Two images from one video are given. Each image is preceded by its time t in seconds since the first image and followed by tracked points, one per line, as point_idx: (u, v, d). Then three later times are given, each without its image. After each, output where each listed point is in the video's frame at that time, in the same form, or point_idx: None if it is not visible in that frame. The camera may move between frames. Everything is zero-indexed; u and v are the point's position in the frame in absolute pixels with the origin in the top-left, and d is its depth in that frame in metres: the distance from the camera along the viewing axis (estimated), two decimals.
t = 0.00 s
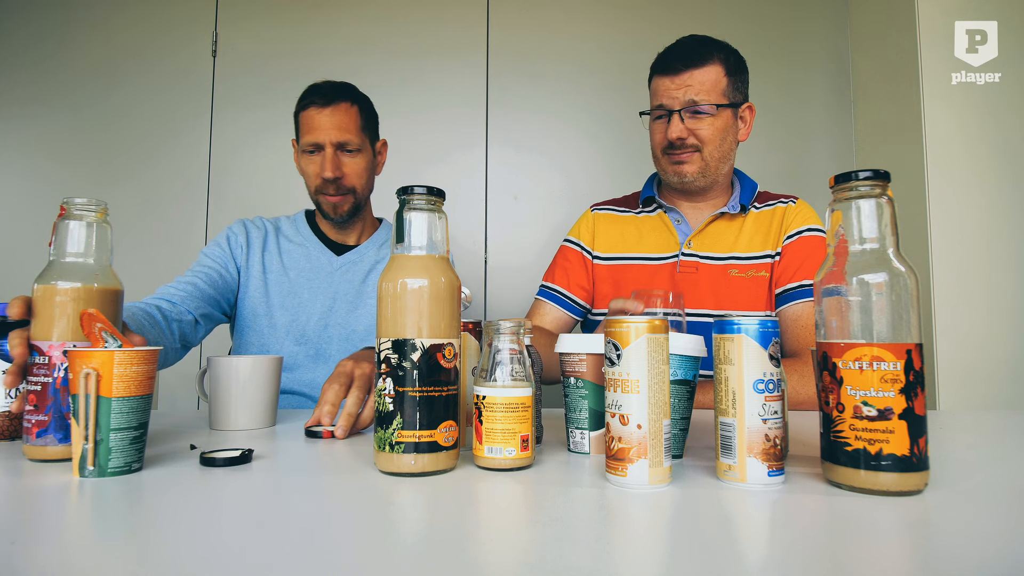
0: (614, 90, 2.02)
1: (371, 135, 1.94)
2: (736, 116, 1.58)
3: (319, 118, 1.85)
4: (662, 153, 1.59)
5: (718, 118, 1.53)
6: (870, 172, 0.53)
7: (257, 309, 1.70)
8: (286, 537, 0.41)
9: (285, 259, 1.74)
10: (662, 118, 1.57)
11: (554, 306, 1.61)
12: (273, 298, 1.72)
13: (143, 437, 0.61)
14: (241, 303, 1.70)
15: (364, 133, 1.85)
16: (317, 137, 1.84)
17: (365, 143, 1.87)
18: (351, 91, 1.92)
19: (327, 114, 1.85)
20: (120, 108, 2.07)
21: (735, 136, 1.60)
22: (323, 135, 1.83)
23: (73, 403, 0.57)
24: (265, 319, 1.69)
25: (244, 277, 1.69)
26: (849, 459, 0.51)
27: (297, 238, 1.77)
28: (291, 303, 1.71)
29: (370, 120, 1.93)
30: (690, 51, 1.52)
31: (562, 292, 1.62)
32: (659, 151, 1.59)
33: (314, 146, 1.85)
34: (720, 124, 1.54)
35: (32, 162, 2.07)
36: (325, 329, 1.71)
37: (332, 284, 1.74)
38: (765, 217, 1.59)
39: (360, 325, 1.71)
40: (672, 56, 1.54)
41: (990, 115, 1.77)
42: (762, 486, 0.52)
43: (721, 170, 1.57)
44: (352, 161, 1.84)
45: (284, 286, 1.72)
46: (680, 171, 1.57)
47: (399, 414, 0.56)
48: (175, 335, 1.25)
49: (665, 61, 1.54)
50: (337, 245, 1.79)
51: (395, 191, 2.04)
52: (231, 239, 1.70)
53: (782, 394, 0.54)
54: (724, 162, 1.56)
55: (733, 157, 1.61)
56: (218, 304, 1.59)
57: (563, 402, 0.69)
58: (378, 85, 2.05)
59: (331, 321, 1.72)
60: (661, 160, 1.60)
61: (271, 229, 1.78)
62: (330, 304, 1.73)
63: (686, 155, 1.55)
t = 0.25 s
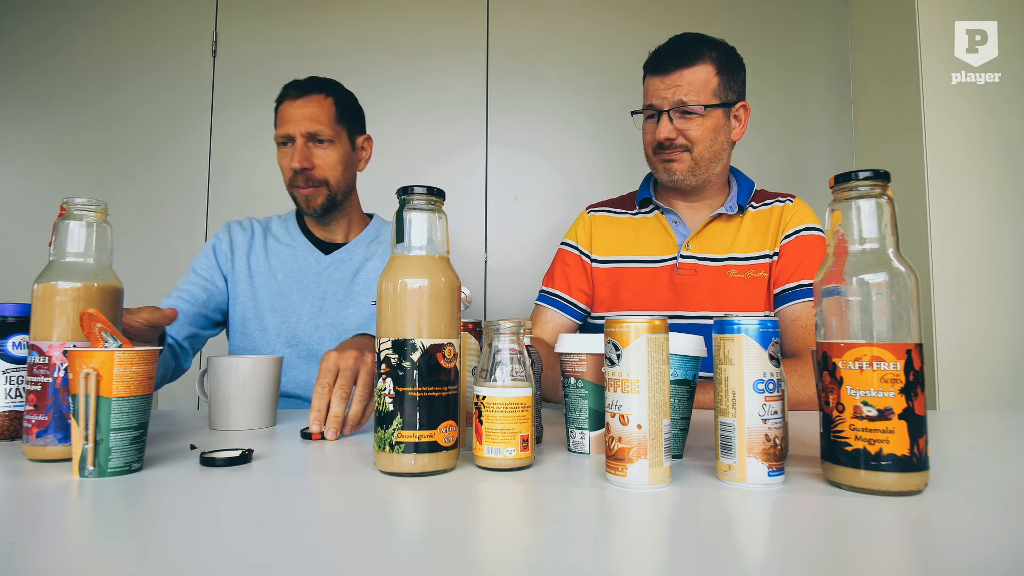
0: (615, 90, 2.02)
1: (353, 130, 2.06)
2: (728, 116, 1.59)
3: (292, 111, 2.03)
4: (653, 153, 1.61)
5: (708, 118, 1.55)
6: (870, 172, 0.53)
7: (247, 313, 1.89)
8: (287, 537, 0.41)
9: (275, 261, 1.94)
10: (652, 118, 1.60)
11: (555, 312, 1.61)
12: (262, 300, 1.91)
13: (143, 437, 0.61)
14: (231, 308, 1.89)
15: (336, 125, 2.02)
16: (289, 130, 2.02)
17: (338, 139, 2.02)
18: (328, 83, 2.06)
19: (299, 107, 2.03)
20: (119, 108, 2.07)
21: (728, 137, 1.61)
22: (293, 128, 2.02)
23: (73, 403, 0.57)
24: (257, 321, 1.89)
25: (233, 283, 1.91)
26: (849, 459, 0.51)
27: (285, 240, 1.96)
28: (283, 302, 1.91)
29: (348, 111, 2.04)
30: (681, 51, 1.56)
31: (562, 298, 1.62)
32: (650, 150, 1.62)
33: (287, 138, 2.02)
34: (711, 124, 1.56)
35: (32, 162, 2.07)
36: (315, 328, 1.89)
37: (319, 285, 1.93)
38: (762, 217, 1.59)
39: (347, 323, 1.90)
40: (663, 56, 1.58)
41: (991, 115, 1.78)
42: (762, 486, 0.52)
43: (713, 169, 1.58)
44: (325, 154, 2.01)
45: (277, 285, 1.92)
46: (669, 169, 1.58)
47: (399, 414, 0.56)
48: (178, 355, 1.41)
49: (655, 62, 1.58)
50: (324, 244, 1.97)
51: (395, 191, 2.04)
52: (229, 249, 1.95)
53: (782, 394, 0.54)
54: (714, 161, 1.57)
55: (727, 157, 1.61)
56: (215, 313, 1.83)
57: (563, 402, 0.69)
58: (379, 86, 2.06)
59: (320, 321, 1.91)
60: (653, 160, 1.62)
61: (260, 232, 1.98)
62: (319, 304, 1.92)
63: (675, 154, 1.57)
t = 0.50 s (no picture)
0: (614, 90, 2.02)
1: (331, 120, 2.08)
2: (725, 115, 1.59)
3: (266, 102, 2.05)
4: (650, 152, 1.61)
5: (705, 117, 1.55)
6: (870, 172, 0.53)
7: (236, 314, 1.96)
8: (287, 537, 0.41)
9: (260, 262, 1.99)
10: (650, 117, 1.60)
11: (556, 315, 1.61)
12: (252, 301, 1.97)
13: (143, 437, 0.61)
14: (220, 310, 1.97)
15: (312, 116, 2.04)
16: (264, 121, 2.04)
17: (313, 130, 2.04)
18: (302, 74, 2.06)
19: (274, 97, 2.05)
20: (119, 108, 2.07)
21: (726, 135, 1.61)
22: (268, 118, 2.05)
23: (73, 403, 0.57)
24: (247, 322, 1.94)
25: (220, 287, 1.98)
26: (850, 459, 0.51)
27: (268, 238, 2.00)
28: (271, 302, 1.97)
29: (324, 102, 2.05)
30: (677, 50, 1.55)
31: (562, 300, 1.62)
32: (647, 150, 1.62)
33: (262, 129, 2.04)
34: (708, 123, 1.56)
35: (32, 162, 2.06)
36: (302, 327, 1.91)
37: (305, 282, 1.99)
38: (761, 217, 1.59)
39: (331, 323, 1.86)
40: (660, 55, 1.57)
41: (991, 116, 1.78)
42: (762, 486, 0.52)
43: (710, 168, 1.58)
44: (301, 145, 2.03)
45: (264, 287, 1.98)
46: (667, 168, 1.58)
47: (400, 414, 0.56)
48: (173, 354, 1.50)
49: (652, 60, 1.57)
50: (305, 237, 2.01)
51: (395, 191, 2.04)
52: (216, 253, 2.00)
53: (782, 394, 0.54)
54: (712, 160, 1.57)
55: (725, 156, 1.61)
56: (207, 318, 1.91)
57: (562, 402, 0.69)
58: (378, 86, 2.05)
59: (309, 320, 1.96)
60: (650, 159, 1.62)
61: (245, 231, 2.01)
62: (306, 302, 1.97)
63: (673, 154, 1.57)
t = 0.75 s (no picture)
0: (614, 90, 2.02)
1: (313, 108, 1.88)
2: (726, 113, 1.59)
3: (247, 88, 1.85)
4: (651, 151, 1.61)
5: (706, 116, 1.55)
6: (870, 172, 0.53)
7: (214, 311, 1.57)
8: (286, 537, 0.41)
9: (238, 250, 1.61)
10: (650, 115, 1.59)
11: (557, 316, 1.61)
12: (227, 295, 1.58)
13: (143, 437, 0.61)
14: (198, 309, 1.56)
15: (294, 102, 1.79)
16: (243, 106, 1.83)
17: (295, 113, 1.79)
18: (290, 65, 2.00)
19: (254, 82, 1.84)
20: (119, 108, 2.07)
21: (727, 133, 1.61)
22: (246, 103, 1.81)
23: (73, 403, 0.57)
24: (223, 319, 1.57)
25: (205, 280, 1.57)
26: (849, 459, 0.51)
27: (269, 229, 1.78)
28: (247, 296, 1.58)
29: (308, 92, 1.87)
30: (678, 48, 1.54)
31: (563, 302, 1.62)
32: (648, 149, 1.61)
33: (241, 116, 1.83)
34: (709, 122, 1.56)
35: (32, 162, 2.07)
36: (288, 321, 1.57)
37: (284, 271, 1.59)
38: (760, 216, 1.60)
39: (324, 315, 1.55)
40: (661, 53, 1.57)
41: (990, 116, 1.78)
42: (762, 486, 0.52)
43: (710, 168, 1.58)
44: (279, 130, 1.76)
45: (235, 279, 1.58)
46: (667, 167, 1.58)
47: (399, 414, 0.56)
48: (169, 350, 1.35)
49: (653, 58, 1.57)
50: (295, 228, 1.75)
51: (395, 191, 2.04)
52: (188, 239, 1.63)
53: (782, 394, 0.54)
54: (712, 159, 1.58)
55: (724, 156, 1.61)
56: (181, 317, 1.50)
57: (563, 402, 0.69)
58: (378, 86, 2.05)
59: (291, 313, 1.58)
60: (650, 158, 1.62)
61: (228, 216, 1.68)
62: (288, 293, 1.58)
63: (674, 152, 1.56)
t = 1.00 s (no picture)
0: (614, 90, 2.02)
1: (299, 100, 1.65)
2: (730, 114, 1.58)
3: (229, 79, 1.55)
4: (656, 153, 1.58)
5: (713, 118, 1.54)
6: (870, 172, 0.53)
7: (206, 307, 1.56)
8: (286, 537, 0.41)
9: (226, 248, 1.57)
10: (656, 119, 1.56)
11: (554, 319, 1.62)
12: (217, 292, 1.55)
13: (143, 437, 0.61)
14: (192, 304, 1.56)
15: (277, 89, 1.57)
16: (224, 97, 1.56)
17: (281, 104, 1.58)
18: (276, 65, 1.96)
19: (236, 73, 1.54)
20: (120, 109, 2.07)
21: (729, 134, 1.61)
22: (229, 96, 1.54)
23: (73, 403, 0.57)
24: (214, 315, 1.55)
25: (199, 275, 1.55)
26: (849, 459, 0.51)
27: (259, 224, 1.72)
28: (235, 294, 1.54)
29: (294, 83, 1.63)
30: (683, 48, 1.52)
31: (559, 303, 1.63)
32: (653, 150, 1.59)
33: (225, 109, 1.56)
34: (716, 123, 1.55)
35: (32, 162, 2.06)
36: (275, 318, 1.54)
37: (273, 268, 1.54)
38: (758, 216, 1.60)
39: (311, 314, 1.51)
40: (665, 53, 1.53)
41: (990, 116, 1.78)
42: (762, 486, 0.52)
43: (715, 169, 1.58)
44: (265, 123, 1.56)
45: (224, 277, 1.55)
46: (674, 170, 1.57)
47: (399, 414, 0.56)
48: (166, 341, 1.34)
49: (658, 58, 1.53)
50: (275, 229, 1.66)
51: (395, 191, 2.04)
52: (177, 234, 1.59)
53: (783, 394, 0.55)
54: (718, 161, 1.57)
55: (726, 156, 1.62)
56: (175, 314, 1.50)
57: (563, 402, 0.69)
58: (378, 86, 2.05)
59: (280, 310, 1.54)
60: (656, 160, 1.59)
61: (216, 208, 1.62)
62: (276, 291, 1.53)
63: (681, 155, 1.55)
